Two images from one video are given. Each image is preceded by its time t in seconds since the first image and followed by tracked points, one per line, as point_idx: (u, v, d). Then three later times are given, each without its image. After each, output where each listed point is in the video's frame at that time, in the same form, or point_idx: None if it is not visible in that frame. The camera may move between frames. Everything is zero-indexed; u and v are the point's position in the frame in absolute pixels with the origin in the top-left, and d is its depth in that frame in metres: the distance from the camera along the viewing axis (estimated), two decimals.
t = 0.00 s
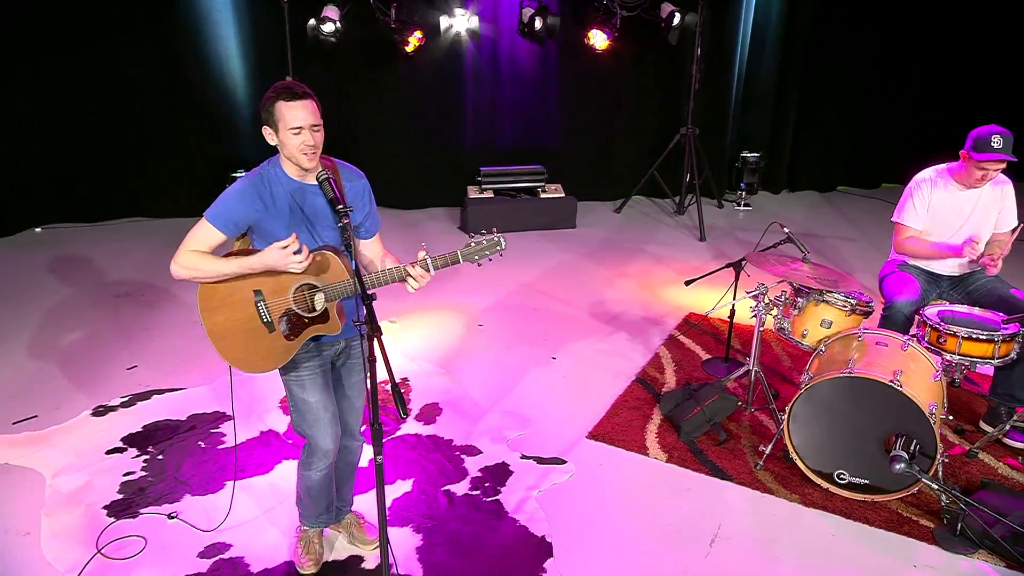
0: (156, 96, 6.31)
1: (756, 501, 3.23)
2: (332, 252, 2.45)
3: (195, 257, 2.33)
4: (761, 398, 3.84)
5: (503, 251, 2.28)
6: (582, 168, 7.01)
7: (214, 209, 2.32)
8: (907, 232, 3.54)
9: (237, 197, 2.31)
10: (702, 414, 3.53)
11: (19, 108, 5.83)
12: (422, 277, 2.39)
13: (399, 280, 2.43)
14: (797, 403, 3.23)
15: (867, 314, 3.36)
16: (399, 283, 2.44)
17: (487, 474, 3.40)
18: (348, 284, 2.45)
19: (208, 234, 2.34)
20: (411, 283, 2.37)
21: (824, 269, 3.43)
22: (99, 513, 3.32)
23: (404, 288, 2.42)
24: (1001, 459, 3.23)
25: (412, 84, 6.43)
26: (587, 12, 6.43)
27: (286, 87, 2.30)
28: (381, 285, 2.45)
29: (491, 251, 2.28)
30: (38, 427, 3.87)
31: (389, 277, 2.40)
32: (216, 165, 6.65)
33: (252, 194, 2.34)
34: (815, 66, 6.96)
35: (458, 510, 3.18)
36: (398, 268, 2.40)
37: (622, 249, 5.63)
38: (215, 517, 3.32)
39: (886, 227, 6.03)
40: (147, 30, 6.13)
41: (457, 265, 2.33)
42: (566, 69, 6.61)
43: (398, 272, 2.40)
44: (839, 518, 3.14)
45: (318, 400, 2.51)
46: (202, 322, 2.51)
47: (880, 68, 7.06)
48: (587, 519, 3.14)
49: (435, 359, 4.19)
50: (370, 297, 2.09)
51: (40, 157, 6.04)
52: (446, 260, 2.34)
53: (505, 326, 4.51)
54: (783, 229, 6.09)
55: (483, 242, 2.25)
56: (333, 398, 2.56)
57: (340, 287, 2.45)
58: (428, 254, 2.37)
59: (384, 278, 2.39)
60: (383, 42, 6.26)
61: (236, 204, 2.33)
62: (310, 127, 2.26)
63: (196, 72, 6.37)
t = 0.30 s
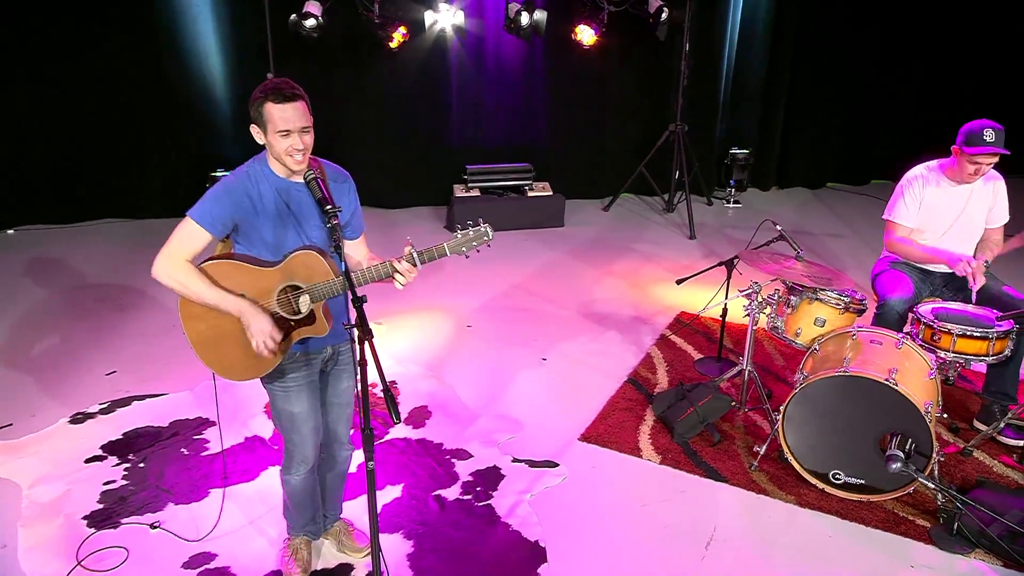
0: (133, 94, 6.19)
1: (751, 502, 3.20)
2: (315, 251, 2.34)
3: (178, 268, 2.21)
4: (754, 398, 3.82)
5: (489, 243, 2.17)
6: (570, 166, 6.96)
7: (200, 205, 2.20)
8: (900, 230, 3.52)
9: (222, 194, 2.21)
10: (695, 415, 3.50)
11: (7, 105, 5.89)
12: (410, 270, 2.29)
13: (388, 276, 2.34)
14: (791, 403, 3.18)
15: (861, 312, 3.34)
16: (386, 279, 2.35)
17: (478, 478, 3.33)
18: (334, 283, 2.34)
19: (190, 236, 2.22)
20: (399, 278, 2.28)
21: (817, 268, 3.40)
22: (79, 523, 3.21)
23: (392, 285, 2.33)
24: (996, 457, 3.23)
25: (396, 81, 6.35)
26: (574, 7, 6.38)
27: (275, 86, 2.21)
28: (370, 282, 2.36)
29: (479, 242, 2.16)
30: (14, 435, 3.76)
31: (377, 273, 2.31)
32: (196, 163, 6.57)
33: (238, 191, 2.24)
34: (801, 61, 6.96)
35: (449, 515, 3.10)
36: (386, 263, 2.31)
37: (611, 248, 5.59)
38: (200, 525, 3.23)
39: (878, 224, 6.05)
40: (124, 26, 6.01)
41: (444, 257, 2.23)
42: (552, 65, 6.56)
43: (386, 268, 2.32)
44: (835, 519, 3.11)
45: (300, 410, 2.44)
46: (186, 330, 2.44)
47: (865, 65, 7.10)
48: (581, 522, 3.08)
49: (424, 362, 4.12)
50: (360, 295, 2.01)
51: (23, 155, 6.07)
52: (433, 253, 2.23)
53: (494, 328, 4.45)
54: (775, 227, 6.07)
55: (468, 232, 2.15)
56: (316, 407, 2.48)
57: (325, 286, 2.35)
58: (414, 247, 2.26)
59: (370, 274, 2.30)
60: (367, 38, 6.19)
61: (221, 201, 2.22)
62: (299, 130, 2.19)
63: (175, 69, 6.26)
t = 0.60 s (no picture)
0: (107, 89, 6.05)
1: (747, 505, 3.14)
2: (304, 251, 2.26)
3: (161, 271, 2.10)
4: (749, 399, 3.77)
5: (482, 243, 2.10)
6: (557, 163, 6.88)
7: (182, 201, 2.10)
8: (895, 226, 3.48)
9: (205, 188, 2.11)
10: (689, 417, 3.44)
11: None
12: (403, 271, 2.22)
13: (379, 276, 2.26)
14: (788, 404, 3.13)
15: (855, 310, 3.29)
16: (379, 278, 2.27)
17: (469, 483, 3.24)
18: (323, 283, 2.27)
19: (172, 234, 2.11)
20: (391, 279, 2.20)
21: (811, 266, 3.35)
22: (55, 536, 3.10)
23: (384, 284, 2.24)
24: (993, 456, 3.21)
25: (378, 76, 6.26)
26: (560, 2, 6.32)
27: (256, 78, 2.12)
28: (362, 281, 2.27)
29: (472, 243, 2.10)
30: None
31: (370, 273, 2.22)
32: (173, 162, 6.42)
33: (221, 186, 2.14)
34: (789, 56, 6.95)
35: (439, 522, 3.01)
36: (376, 264, 2.23)
37: (600, 246, 5.54)
38: (181, 536, 3.12)
39: (868, 220, 6.03)
40: (97, 19, 5.86)
41: (436, 258, 2.15)
42: (538, 60, 6.49)
43: (377, 268, 2.23)
44: (832, 521, 3.06)
45: (282, 412, 2.34)
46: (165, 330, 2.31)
47: (853, 59, 7.09)
48: (573, 526, 3.02)
49: (411, 365, 4.04)
50: (350, 297, 1.92)
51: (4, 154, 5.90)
52: (427, 253, 2.16)
53: (482, 329, 4.37)
54: (768, 224, 6.03)
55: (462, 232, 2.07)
56: (298, 409, 2.39)
57: (314, 286, 2.27)
58: (405, 248, 2.18)
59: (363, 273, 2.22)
60: (348, 32, 6.08)
61: (204, 197, 2.12)
62: (283, 126, 2.10)
63: (150, 65, 6.11)
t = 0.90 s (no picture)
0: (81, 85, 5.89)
1: (745, 508, 3.08)
2: (293, 255, 2.15)
3: (145, 266, 2.02)
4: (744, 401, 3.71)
5: (478, 250, 2.04)
6: (546, 161, 6.80)
7: (167, 203, 2.02)
8: (890, 220, 3.44)
9: (191, 191, 2.03)
10: (684, 419, 3.39)
11: None
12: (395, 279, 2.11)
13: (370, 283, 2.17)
14: (785, 405, 3.07)
15: (852, 308, 3.23)
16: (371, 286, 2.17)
17: (460, 489, 3.15)
18: (314, 288, 2.16)
19: (157, 235, 2.03)
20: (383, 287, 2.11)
21: (807, 263, 3.29)
22: (30, 550, 2.97)
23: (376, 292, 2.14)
24: (992, 456, 3.17)
25: (361, 71, 6.15)
26: None
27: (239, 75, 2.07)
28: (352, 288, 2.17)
29: (469, 249, 2.03)
30: None
31: (360, 279, 2.13)
32: (149, 161, 6.26)
33: (207, 188, 2.05)
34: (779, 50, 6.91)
35: (430, 530, 2.92)
36: (367, 270, 2.13)
37: (591, 244, 5.47)
38: (162, 548, 3.00)
39: (859, 216, 6.00)
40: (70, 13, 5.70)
41: (429, 265, 2.06)
42: (524, 55, 6.40)
43: (370, 275, 2.13)
44: (831, 524, 3.00)
45: (279, 419, 2.19)
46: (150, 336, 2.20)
47: (841, 53, 7.06)
48: (567, 531, 2.94)
49: (399, 368, 3.94)
50: (340, 301, 1.83)
51: None
52: (418, 260, 2.07)
53: (471, 330, 4.28)
54: (763, 221, 5.98)
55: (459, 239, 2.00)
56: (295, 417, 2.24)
57: (302, 291, 2.16)
58: (398, 254, 2.09)
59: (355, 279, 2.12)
60: (330, 26, 5.96)
61: (190, 199, 2.03)
62: (267, 116, 2.03)
63: (126, 60, 5.95)
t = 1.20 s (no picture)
0: (57, 81, 5.75)
1: (746, 513, 3.01)
2: (283, 259, 2.05)
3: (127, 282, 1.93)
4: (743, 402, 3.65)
5: (474, 246, 1.95)
6: (536, 158, 6.71)
7: (151, 212, 1.91)
8: (890, 218, 3.38)
9: (176, 198, 1.93)
10: (682, 421, 3.32)
11: None
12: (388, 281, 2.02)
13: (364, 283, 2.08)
14: (786, 407, 3.00)
15: (852, 307, 3.17)
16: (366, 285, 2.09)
17: (453, 496, 3.06)
18: (304, 292, 2.06)
19: (142, 247, 1.94)
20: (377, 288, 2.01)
21: (807, 261, 3.23)
22: (7, 564, 2.85)
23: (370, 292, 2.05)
24: (996, 457, 3.13)
25: (346, 66, 6.04)
26: None
27: (228, 75, 1.93)
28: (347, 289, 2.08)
29: (463, 247, 1.94)
30: None
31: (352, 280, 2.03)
32: (129, 159, 6.12)
33: (192, 194, 1.94)
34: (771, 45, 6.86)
35: (423, 538, 2.83)
36: (361, 272, 2.04)
37: (584, 243, 5.40)
38: (147, 560, 2.89)
39: (854, 213, 5.96)
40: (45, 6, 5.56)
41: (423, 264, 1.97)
42: (513, 50, 6.32)
43: (363, 275, 2.03)
44: (834, 528, 2.94)
45: (266, 434, 2.09)
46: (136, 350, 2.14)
47: (832, 48, 7.03)
48: (564, 537, 2.86)
49: (389, 371, 3.84)
50: (334, 305, 1.74)
51: None
52: (412, 260, 1.98)
53: (462, 332, 4.20)
54: (762, 219, 5.93)
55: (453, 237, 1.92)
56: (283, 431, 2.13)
57: (294, 297, 2.07)
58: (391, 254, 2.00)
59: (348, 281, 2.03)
60: (314, 20, 5.85)
61: (175, 206, 1.93)
62: (257, 125, 1.91)
63: (103, 55, 5.81)
